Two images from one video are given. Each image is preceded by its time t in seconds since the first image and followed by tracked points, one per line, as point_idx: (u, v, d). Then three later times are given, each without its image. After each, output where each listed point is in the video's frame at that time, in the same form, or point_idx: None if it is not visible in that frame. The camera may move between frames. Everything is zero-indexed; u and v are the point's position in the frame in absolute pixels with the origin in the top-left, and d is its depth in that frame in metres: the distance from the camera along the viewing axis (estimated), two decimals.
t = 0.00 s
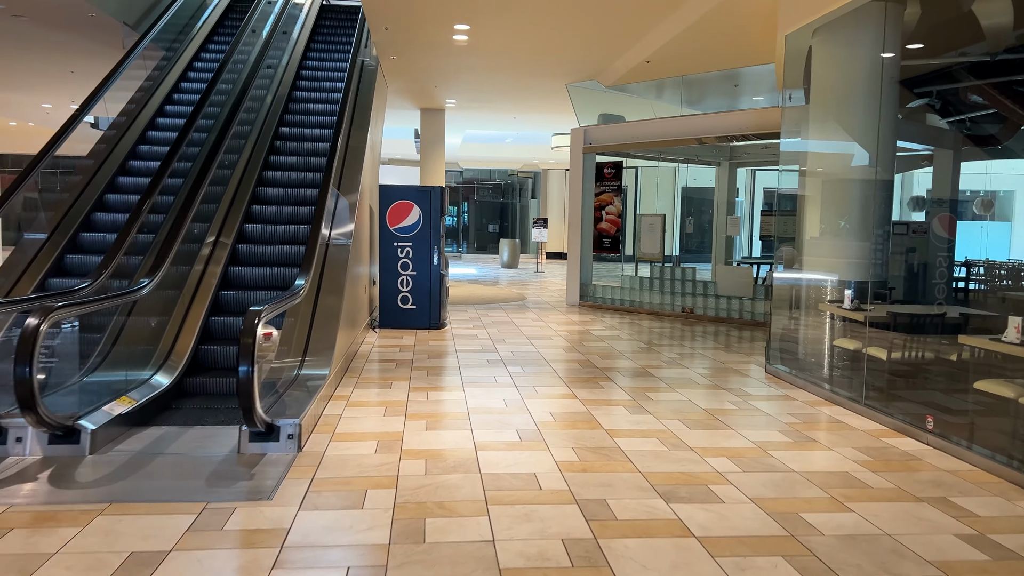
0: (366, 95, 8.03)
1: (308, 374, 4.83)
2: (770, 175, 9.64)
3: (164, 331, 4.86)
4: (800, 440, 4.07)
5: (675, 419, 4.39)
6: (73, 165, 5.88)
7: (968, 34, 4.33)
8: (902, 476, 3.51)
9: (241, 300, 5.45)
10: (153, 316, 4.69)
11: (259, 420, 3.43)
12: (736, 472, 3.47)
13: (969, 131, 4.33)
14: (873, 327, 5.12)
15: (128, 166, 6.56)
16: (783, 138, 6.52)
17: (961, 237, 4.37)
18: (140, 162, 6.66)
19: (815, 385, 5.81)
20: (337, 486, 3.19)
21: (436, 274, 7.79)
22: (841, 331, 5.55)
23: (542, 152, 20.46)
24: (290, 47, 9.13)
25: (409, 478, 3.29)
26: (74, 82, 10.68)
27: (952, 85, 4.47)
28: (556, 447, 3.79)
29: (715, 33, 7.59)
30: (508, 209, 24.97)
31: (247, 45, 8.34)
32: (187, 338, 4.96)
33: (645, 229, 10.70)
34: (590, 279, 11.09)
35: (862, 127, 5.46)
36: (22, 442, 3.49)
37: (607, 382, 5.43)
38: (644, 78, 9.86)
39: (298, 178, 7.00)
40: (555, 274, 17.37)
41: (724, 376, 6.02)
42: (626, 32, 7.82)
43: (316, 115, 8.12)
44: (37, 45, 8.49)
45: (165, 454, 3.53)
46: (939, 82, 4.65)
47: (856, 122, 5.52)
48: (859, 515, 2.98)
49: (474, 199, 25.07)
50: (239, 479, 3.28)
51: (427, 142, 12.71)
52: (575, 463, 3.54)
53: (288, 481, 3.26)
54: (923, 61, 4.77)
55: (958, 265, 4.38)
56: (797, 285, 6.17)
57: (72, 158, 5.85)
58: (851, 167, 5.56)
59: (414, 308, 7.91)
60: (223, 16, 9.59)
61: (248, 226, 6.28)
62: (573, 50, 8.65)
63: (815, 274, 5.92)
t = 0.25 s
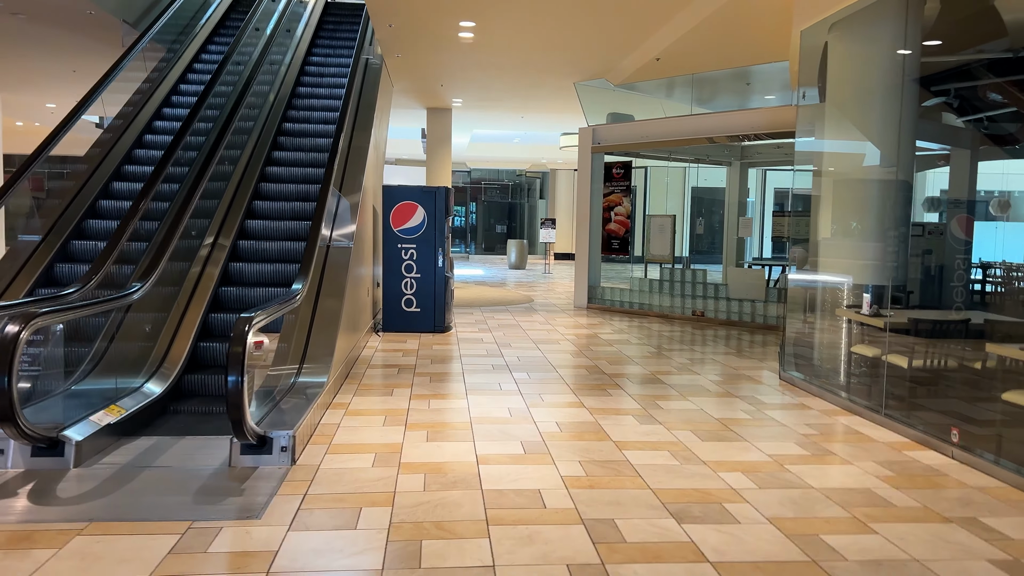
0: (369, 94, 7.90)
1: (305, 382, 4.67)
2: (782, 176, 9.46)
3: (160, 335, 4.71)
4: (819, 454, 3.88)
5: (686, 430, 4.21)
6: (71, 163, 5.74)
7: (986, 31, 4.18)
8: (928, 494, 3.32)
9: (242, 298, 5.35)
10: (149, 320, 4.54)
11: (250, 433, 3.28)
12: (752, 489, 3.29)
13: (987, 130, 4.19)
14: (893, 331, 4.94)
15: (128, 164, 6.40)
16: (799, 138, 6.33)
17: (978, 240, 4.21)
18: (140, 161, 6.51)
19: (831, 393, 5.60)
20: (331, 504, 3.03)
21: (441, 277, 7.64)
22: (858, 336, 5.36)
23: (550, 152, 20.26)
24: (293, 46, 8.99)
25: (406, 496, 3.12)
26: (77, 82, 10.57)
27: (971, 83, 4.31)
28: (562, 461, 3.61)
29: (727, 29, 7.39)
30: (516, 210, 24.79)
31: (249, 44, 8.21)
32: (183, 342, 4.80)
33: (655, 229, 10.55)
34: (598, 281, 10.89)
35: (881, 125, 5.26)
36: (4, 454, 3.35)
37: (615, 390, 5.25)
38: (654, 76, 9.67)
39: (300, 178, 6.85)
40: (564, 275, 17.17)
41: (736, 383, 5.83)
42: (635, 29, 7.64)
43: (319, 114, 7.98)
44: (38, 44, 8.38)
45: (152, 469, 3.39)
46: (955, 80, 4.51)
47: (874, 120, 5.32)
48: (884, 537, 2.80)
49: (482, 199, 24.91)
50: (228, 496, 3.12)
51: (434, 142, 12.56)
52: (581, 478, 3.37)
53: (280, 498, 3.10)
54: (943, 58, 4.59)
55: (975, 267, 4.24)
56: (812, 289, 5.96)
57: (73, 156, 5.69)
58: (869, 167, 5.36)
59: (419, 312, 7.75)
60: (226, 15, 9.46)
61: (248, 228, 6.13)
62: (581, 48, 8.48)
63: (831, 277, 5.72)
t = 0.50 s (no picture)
0: (376, 89, 7.76)
1: (307, 385, 4.51)
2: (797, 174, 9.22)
3: (159, 335, 4.57)
4: (842, 463, 3.69)
5: (701, 437, 4.03)
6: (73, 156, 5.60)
7: (1012, 23, 4.07)
8: (960, 507, 3.13)
9: (245, 289, 5.24)
10: (148, 319, 4.41)
11: (244, 439, 3.14)
12: (772, 501, 3.11)
13: (1010, 125, 4.10)
14: (918, 335, 4.72)
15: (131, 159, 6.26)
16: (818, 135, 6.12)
17: (1000, 238, 4.10)
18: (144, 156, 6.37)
19: (850, 397, 5.37)
20: (327, 516, 2.87)
21: (449, 276, 7.47)
22: (881, 338, 5.16)
23: (561, 150, 20.07)
24: (299, 41, 8.86)
25: (407, 507, 2.96)
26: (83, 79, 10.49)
27: (994, 77, 4.21)
28: (571, 470, 3.44)
29: (742, 21, 7.20)
30: (527, 208, 24.61)
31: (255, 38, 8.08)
32: (181, 343, 4.65)
33: (668, 227, 10.37)
34: (609, 280, 10.69)
35: (904, 118, 5.06)
36: None
37: (627, 393, 5.08)
38: (667, 71, 9.47)
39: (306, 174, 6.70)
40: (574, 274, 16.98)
41: (751, 386, 5.64)
42: (647, 22, 7.45)
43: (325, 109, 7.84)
44: (41, 40, 8.28)
45: (143, 477, 3.24)
46: (977, 75, 4.39)
47: (897, 112, 5.12)
48: (916, 555, 2.62)
49: (493, 198, 24.76)
50: (220, 506, 2.96)
51: (443, 139, 12.41)
52: (591, 488, 3.19)
53: (275, 508, 2.95)
54: (966, 49, 4.44)
55: (996, 266, 4.13)
56: (831, 288, 5.74)
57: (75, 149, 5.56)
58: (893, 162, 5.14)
59: (426, 311, 7.59)
60: (232, 11, 9.33)
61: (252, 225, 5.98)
62: (592, 42, 8.30)
63: (851, 276, 5.51)
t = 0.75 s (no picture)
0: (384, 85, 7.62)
1: (308, 394, 4.35)
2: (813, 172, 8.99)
3: (159, 337, 4.42)
4: (868, 478, 3.50)
5: (719, 449, 3.84)
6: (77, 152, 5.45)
7: None
8: (997, 529, 2.93)
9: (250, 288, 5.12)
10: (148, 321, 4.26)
11: (237, 453, 2.99)
12: (796, 521, 2.92)
13: None
14: (946, 341, 4.52)
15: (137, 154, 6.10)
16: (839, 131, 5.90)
17: None
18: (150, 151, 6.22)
19: (873, 405, 5.15)
20: (323, 537, 2.71)
21: (458, 277, 7.31)
22: (906, 344, 4.95)
23: (574, 148, 19.86)
24: (307, 37, 8.71)
25: (408, 526, 2.81)
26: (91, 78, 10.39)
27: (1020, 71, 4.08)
28: (582, 486, 3.26)
29: (760, 15, 6.99)
30: (539, 207, 24.42)
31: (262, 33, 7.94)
32: (180, 349, 4.48)
33: (682, 227, 10.10)
34: (622, 282, 10.46)
35: (931, 113, 4.84)
36: None
37: (641, 401, 4.89)
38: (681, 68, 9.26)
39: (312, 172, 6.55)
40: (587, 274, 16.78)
41: (770, 393, 5.44)
42: (662, 17, 7.26)
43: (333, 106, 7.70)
44: (46, 38, 8.18)
45: (133, 492, 3.10)
46: (1004, 70, 4.22)
47: (923, 108, 4.90)
48: None
49: (505, 197, 24.59)
50: (211, 525, 2.81)
51: (453, 138, 12.24)
52: (603, 507, 3.02)
53: (268, 527, 2.80)
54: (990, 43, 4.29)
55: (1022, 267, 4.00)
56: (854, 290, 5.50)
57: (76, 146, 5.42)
58: (918, 162, 4.93)
59: (434, 314, 7.45)
60: (239, 7, 9.20)
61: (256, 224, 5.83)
62: (605, 38, 8.11)
63: (874, 280, 5.29)
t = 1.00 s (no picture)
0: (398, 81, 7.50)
1: (315, 397, 4.23)
2: (836, 169, 8.79)
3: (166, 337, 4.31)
4: (899, 490, 3.31)
5: (740, 457, 3.67)
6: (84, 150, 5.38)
7: None
8: None
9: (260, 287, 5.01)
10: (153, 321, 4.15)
11: (235, 460, 2.86)
12: (824, 538, 2.75)
13: None
14: (979, 344, 4.30)
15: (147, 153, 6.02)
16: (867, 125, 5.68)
17: None
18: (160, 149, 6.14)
19: (902, 411, 4.94)
20: (322, 551, 2.58)
21: (472, 276, 7.17)
22: (937, 346, 4.74)
23: (592, 146, 19.67)
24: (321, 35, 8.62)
25: (412, 540, 2.66)
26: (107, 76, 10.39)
27: None
28: (596, 497, 3.11)
29: (783, 7, 6.78)
30: (557, 206, 24.25)
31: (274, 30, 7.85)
32: (187, 348, 4.35)
33: (702, 225, 9.92)
34: (640, 281, 10.25)
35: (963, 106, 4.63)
36: None
37: (659, 405, 4.73)
38: (701, 62, 9.06)
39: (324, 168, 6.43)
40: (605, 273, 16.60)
41: (793, 397, 5.25)
42: (681, 10, 7.07)
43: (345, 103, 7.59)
44: (59, 36, 8.14)
45: (130, 501, 2.98)
46: None
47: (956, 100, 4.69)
48: None
49: (522, 195, 24.45)
50: (209, 536, 2.69)
51: (469, 136, 12.11)
52: (619, 520, 2.86)
53: (266, 541, 2.66)
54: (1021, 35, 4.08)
55: None
56: (882, 290, 5.30)
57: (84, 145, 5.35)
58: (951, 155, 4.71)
59: (447, 313, 7.32)
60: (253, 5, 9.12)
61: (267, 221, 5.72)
62: (622, 32, 7.94)
63: (903, 279, 5.09)
